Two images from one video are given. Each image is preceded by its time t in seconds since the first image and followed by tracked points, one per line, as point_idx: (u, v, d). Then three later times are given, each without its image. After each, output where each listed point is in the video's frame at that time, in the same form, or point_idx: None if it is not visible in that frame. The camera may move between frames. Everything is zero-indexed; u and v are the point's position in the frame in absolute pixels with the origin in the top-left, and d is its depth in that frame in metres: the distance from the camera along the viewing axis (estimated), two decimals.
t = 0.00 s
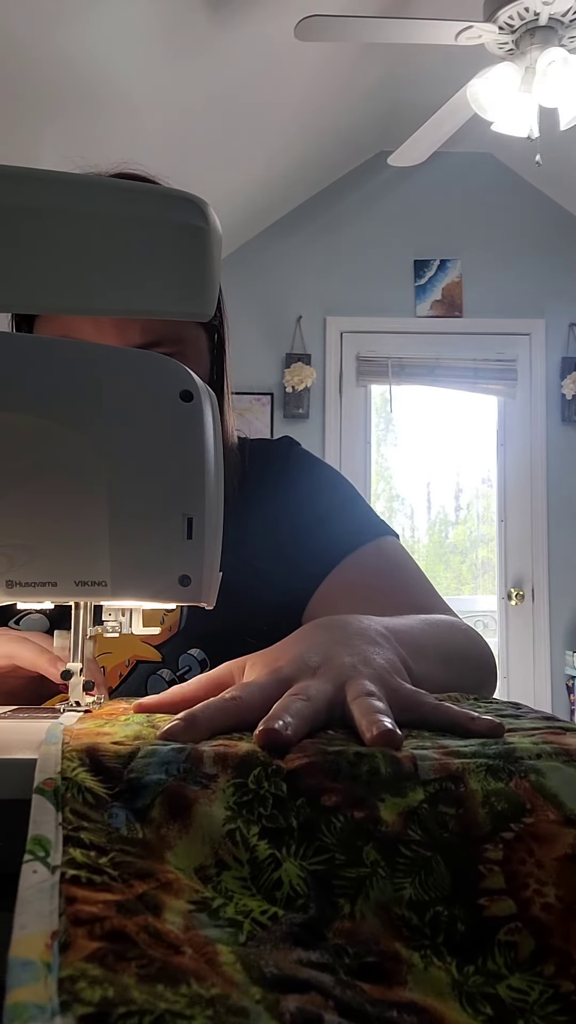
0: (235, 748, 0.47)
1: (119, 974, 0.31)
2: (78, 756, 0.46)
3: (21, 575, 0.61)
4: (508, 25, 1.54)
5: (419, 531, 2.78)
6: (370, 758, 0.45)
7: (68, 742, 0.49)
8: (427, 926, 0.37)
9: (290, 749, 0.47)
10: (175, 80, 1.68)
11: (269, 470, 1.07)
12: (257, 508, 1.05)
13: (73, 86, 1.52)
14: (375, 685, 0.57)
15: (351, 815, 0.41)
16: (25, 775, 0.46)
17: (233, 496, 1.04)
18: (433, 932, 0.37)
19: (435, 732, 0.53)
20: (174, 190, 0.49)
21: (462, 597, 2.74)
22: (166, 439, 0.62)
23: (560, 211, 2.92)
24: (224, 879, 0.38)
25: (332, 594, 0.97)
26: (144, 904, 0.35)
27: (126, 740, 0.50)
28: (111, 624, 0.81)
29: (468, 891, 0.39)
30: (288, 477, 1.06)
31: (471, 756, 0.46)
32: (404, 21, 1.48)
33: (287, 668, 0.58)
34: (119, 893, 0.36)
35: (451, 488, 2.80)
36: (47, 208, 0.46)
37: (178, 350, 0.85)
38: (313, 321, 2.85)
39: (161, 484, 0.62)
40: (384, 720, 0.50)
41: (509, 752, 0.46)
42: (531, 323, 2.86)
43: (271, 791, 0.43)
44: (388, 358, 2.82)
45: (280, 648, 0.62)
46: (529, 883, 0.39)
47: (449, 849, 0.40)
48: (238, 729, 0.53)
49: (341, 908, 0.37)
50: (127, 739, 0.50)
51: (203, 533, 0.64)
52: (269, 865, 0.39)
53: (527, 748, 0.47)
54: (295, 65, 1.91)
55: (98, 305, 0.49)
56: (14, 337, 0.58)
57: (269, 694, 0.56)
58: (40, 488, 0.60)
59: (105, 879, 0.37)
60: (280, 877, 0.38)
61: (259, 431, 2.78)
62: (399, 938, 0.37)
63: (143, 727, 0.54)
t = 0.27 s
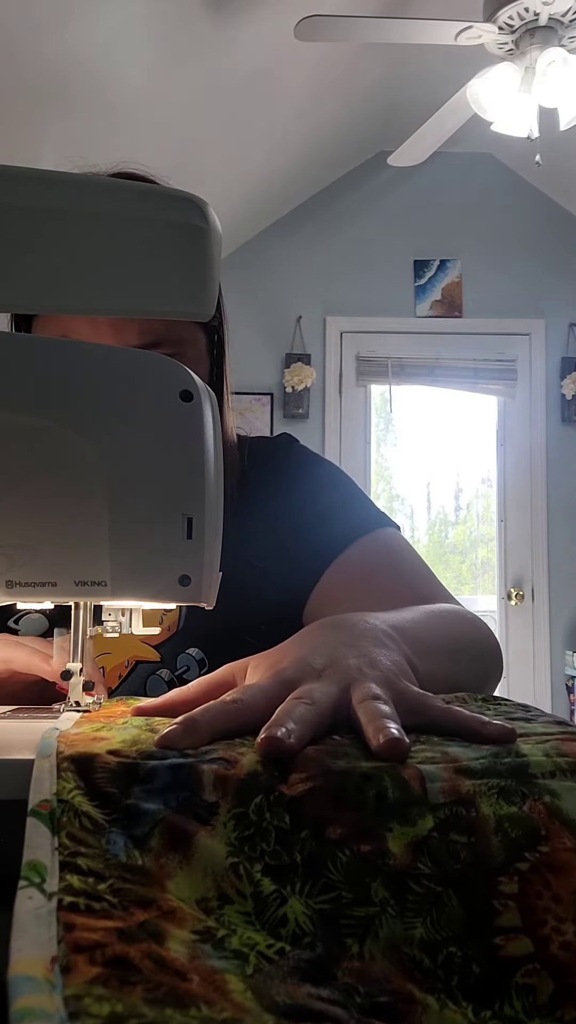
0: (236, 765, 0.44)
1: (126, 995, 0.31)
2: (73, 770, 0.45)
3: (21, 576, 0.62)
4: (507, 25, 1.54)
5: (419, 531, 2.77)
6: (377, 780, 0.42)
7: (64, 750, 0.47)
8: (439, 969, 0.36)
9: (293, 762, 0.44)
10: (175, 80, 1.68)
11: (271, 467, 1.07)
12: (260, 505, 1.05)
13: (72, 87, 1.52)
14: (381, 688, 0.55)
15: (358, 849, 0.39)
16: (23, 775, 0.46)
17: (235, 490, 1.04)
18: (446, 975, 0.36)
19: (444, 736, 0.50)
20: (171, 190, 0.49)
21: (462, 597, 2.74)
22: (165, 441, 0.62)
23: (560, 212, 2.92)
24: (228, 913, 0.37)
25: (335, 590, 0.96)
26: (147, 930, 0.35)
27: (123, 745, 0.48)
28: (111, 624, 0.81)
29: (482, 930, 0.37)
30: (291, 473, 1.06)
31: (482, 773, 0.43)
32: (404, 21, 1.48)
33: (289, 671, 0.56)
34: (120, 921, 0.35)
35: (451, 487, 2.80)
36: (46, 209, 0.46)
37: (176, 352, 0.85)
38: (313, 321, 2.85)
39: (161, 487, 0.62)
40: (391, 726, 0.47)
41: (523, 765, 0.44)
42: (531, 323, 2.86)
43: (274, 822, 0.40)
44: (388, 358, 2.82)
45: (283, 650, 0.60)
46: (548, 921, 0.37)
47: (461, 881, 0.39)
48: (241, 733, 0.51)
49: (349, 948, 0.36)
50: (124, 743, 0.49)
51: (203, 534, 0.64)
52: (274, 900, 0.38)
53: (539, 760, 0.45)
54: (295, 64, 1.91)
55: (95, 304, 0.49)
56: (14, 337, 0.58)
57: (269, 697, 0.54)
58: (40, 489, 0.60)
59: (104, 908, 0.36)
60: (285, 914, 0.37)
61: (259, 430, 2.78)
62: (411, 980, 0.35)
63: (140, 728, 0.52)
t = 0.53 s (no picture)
0: (232, 787, 0.42)
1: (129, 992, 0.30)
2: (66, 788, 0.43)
3: (20, 575, 0.62)
4: (507, 25, 1.54)
5: (419, 531, 2.77)
6: (379, 804, 0.40)
7: (57, 763, 0.46)
8: (447, 1008, 0.33)
9: (292, 780, 0.42)
10: (174, 80, 1.68)
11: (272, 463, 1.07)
12: (261, 504, 1.04)
13: (72, 87, 1.51)
14: (385, 692, 0.53)
15: (361, 881, 0.37)
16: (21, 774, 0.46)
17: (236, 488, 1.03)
18: (454, 1013, 0.33)
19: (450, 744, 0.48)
20: (172, 189, 0.49)
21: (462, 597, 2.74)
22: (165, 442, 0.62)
23: (560, 212, 2.92)
24: (226, 937, 0.35)
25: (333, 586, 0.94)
26: (148, 943, 0.34)
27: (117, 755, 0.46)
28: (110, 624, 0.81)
29: (491, 969, 0.35)
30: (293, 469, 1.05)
31: (488, 799, 0.42)
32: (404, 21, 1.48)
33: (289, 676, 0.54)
34: (118, 932, 0.34)
35: (451, 488, 2.80)
36: (48, 208, 0.46)
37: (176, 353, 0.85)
38: (313, 321, 2.85)
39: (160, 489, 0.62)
40: (395, 742, 0.45)
41: (530, 786, 0.43)
42: (531, 323, 2.86)
43: (272, 853, 0.39)
44: (388, 358, 2.82)
45: (284, 653, 0.58)
46: (560, 959, 0.35)
47: (469, 914, 0.37)
48: (239, 737, 0.49)
49: (351, 983, 0.34)
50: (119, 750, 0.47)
51: (203, 534, 0.64)
52: (274, 930, 0.36)
53: (548, 782, 0.43)
54: (295, 64, 1.91)
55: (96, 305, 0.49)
56: (14, 337, 0.58)
57: (270, 700, 0.52)
58: (40, 489, 0.60)
59: (102, 919, 0.35)
60: (285, 944, 0.35)
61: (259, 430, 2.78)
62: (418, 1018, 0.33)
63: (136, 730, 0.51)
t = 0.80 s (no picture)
0: (230, 818, 0.37)
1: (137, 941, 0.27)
2: (58, 806, 0.39)
3: (20, 575, 0.62)
4: (507, 25, 1.54)
5: (419, 530, 2.77)
6: (382, 836, 0.36)
7: (49, 777, 0.41)
8: None
9: (289, 805, 0.38)
10: (174, 79, 1.68)
11: (275, 464, 1.07)
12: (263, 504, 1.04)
13: (71, 86, 1.51)
14: (390, 697, 0.50)
15: (365, 923, 0.33)
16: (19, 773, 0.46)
17: (237, 488, 1.03)
18: None
19: (459, 753, 0.45)
20: (174, 188, 0.49)
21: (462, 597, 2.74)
22: (166, 442, 0.62)
23: (559, 212, 2.92)
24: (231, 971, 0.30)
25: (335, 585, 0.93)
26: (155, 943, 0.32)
27: (111, 768, 0.41)
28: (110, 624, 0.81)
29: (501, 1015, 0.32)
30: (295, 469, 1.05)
31: (499, 827, 0.37)
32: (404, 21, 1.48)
33: (290, 678, 0.52)
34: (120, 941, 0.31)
35: (451, 488, 2.80)
36: (50, 209, 0.46)
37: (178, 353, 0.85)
38: (313, 322, 2.85)
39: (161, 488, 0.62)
40: (402, 757, 0.41)
41: (544, 817, 0.38)
42: (531, 323, 2.86)
43: (270, 893, 0.34)
44: (388, 358, 2.82)
45: (287, 657, 0.57)
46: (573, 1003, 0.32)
47: (478, 958, 0.33)
48: (237, 748, 0.45)
49: None
50: (116, 758, 0.42)
51: (202, 533, 0.64)
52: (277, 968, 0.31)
53: (560, 814, 0.38)
54: (294, 63, 1.91)
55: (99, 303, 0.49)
56: (13, 337, 0.58)
57: (269, 705, 0.49)
58: (41, 490, 0.60)
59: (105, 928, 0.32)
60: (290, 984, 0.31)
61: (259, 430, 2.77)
62: None
63: (136, 736, 0.46)
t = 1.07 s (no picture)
0: (230, 825, 0.37)
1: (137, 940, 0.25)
2: (56, 808, 0.38)
3: (20, 575, 0.62)
4: (507, 25, 1.54)
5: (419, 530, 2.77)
6: (382, 843, 0.36)
7: (47, 780, 0.41)
8: None
9: (289, 808, 0.38)
10: (174, 78, 1.67)
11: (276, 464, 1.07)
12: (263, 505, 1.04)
13: (71, 85, 1.51)
14: (390, 697, 0.50)
15: (365, 928, 0.33)
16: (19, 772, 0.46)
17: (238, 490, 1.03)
18: None
19: (459, 753, 0.45)
20: (174, 190, 0.49)
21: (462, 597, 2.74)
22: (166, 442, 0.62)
23: (559, 212, 2.92)
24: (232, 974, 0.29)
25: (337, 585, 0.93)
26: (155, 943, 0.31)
27: (110, 772, 0.41)
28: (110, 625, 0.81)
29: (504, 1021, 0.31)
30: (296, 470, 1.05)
31: (499, 832, 0.38)
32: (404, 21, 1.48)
33: (290, 678, 0.52)
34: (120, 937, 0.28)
35: (451, 488, 2.81)
36: (51, 211, 0.46)
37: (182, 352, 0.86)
38: (313, 322, 2.85)
39: (161, 489, 0.62)
40: (403, 758, 0.42)
41: (541, 822, 0.39)
42: (531, 323, 2.86)
43: (270, 899, 0.34)
44: (388, 358, 2.83)
45: (288, 657, 0.57)
46: None
47: (480, 963, 0.32)
48: (237, 749, 0.45)
49: None
50: (114, 764, 0.42)
51: (202, 533, 0.64)
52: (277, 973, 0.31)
53: (560, 818, 0.39)
54: (294, 63, 1.90)
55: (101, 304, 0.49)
56: (13, 337, 0.58)
57: (271, 704, 0.49)
58: (41, 491, 0.60)
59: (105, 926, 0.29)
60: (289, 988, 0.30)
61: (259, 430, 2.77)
62: None
63: (131, 740, 0.46)
